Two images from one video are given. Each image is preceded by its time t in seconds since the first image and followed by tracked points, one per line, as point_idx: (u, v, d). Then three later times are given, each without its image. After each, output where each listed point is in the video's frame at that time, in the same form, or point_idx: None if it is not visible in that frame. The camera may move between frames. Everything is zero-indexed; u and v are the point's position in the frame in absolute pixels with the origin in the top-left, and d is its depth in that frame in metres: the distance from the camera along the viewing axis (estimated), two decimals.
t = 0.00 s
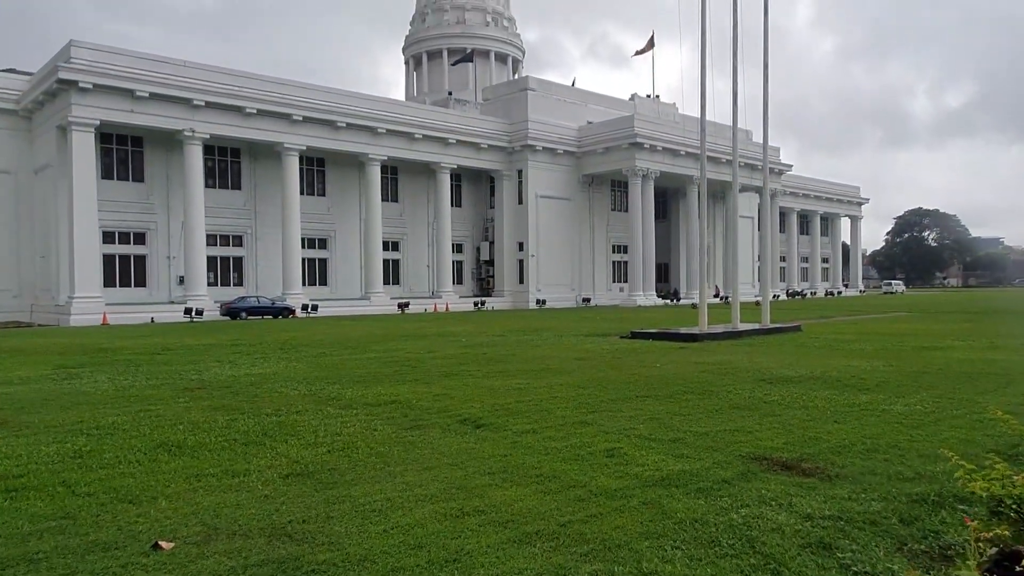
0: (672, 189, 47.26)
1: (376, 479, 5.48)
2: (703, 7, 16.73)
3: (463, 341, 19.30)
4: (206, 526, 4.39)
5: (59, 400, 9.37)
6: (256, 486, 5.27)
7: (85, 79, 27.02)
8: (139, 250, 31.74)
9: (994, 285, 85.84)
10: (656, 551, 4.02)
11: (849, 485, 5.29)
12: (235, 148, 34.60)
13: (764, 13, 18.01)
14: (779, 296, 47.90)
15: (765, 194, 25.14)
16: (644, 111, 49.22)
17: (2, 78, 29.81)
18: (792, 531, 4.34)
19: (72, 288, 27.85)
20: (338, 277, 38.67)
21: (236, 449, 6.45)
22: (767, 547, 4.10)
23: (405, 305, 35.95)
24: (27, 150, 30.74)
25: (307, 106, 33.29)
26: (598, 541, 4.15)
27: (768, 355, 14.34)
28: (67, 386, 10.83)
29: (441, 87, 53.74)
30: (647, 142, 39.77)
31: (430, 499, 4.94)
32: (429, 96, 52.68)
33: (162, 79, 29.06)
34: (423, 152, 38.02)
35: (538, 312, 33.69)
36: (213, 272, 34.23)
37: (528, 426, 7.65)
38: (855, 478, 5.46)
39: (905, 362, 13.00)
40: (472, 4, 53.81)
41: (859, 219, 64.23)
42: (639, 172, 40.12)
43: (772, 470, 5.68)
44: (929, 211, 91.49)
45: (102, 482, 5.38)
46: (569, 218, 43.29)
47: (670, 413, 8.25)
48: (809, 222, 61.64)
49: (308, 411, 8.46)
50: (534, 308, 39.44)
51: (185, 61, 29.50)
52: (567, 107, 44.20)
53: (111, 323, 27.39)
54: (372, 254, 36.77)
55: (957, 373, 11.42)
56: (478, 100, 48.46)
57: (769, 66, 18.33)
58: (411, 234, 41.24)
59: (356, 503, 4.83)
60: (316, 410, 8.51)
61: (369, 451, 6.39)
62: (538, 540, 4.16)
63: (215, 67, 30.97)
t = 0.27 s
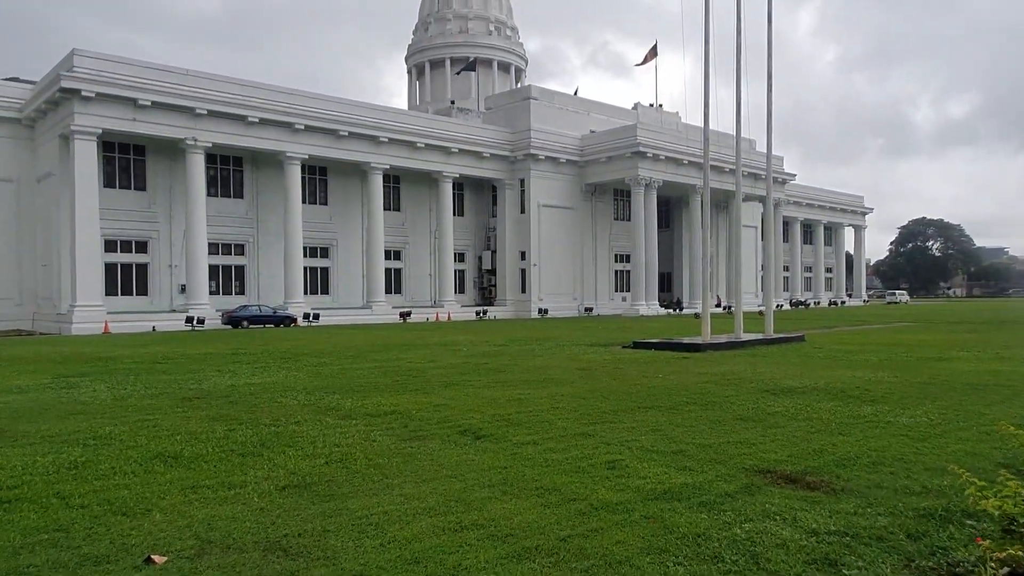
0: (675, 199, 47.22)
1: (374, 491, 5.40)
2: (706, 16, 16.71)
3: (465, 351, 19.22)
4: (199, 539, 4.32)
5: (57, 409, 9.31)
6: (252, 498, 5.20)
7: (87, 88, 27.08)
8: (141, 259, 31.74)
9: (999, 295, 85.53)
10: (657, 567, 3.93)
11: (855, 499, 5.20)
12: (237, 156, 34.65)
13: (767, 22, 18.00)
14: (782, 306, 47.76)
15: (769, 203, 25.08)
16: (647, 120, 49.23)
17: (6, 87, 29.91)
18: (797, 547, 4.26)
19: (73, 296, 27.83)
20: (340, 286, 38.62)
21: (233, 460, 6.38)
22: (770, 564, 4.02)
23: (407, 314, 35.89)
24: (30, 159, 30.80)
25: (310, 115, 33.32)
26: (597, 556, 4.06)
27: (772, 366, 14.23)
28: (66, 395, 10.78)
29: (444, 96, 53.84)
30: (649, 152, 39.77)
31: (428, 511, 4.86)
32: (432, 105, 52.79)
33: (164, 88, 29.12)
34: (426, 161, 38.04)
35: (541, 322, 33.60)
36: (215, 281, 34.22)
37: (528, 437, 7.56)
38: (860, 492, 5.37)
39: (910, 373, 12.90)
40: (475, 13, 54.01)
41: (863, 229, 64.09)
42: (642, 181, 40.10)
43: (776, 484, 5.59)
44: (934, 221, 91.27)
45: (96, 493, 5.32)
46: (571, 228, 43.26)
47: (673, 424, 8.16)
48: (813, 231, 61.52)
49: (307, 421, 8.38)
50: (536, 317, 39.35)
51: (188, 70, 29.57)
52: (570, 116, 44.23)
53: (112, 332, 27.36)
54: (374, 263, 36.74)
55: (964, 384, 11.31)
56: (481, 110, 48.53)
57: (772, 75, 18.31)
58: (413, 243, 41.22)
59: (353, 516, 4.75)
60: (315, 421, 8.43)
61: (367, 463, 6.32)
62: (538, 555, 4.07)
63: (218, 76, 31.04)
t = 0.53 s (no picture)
0: (678, 209, 47.19)
1: (373, 506, 5.32)
2: (710, 27, 16.73)
3: (467, 361, 19.14)
4: (193, 559, 4.24)
5: (56, 421, 9.23)
6: (248, 513, 5.12)
7: (91, 98, 27.16)
8: (143, 268, 31.72)
9: (1004, 305, 85.30)
10: None
11: (863, 516, 5.10)
12: (241, 166, 34.71)
13: (771, 33, 18.03)
14: (786, 316, 47.61)
15: (773, 214, 25.05)
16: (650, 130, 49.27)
17: (10, 97, 30.01)
18: (804, 566, 4.16)
19: (76, 306, 27.80)
20: (343, 296, 38.58)
21: (230, 473, 6.30)
22: None
23: (410, 323, 35.82)
24: (33, 168, 30.85)
25: (313, 125, 33.36)
26: None
27: (775, 377, 14.12)
28: (63, 406, 10.69)
29: (447, 106, 53.92)
30: (653, 162, 39.78)
31: (428, 527, 4.78)
32: (436, 116, 52.90)
33: (167, 98, 29.18)
34: (429, 171, 38.05)
35: (544, 332, 33.50)
36: (218, 291, 34.18)
37: (530, 451, 7.48)
38: (868, 509, 5.27)
39: (916, 385, 12.81)
40: (479, 24, 54.21)
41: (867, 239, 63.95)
42: (645, 191, 40.08)
43: (782, 499, 5.49)
44: (937, 231, 91.03)
45: (89, 508, 5.24)
46: (574, 238, 43.21)
47: (676, 438, 8.05)
48: (817, 241, 61.40)
49: (306, 433, 8.30)
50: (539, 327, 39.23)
51: (191, 81, 29.67)
52: (573, 126, 44.29)
53: (114, 341, 27.32)
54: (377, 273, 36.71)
55: (972, 396, 11.18)
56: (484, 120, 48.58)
57: (776, 86, 18.32)
58: (416, 253, 41.18)
59: (351, 532, 4.67)
60: (313, 433, 8.35)
61: (366, 477, 6.22)
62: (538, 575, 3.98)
63: (221, 87, 31.13)
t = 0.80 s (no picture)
0: (679, 220, 47.16)
1: (370, 522, 5.24)
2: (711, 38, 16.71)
3: (467, 373, 19.03)
4: None
5: (52, 433, 9.12)
6: (244, 529, 5.04)
7: (94, 109, 27.21)
8: (144, 279, 31.68)
9: (1005, 316, 85.04)
10: None
11: (868, 532, 5.02)
12: (242, 177, 34.74)
13: (772, 45, 18.02)
14: (787, 327, 47.49)
15: (774, 225, 24.97)
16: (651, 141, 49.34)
17: (13, 109, 30.07)
18: None
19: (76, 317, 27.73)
20: (344, 307, 38.52)
21: (227, 488, 6.22)
22: None
23: (410, 334, 35.74)
24: (35, 180, 30.89)
25: (314, 137, 33.40)
26: None
27: (778, 389, 14.03)
28: (61, 418, 10.61)
29: (449, 117, 54.03)
30: (654, 173, 39.80)
31: (426, 544, 4.71)
32: (437, 127, 52.97)
33: (170, 110, 29.23)
34: (430, 182, 38.07)
35: (545, 343, 33.40)
36: (218, 301, 34.13)
37: (530, 464, 7.39)
38: (873, 525, 5.19)
39: (919, 397, 12.71)
40: (481, 36, 54.37)
41: (867, 250, 63.90)
42: (646, 202, 40.08)
43: (785, 515, 5.41)
44: (938, 241, 90.91)
45: (84, 525, 5.16)
46: (575, 249, 43.17)
47: (678, 451, 7.98)
48: (818, 252, 61.33)
49: (304, 447, 8.22)
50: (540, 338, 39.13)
51: (194, 92, 29.74)
52: (574, 138, 44.33)
53: (115, 353, 27.24)
54: (377, 284, 36.65)
55: (976, 409, 11.09)
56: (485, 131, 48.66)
57: (777, 97, 18.30)
58: (417, 263, 41.15)
59: (347, 549, 4.60)
60: (312, 446, 8.27)
61: (364, 491, 6.15)
62: None
63: (223, 98, 31.18)
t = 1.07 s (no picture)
0: (679, 230, 47.16)
1: (366, 537, 5.19)
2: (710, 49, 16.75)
3: (468, 384, 18.94)
4: None
5: (49, 447, 9.04)
6: (239, 545, 4.99)
7: (95, 122, 27.27)
8: (145, 291, 31.65)
9: (1006, 325, 84.93)
10: None
11: (869, 548, 4.96)
12: (243, 190, 34.79)
13: (770, 57, 18.09)
14: (787, 337, 47.42)
15: (773, 236, 24.92)
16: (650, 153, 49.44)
17: (15, 122, 30.14)
18: None
19: (76, 330, 27.67)
20: (344, 318, 38.47)
21: (224, 503, 6.17)
22: None
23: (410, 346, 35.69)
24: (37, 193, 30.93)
25: (315, 149, 33.46)
26: None
27: (778, 401, 13.98)
28: (60, 431, 10.55)
29: (449, 129, 54.16)
30: (653, 184, 39.85)
31: (422, 560, 4.66)
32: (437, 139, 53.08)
33: (171, 122, 29.29)
34: (430, 193, 38.12)
35: (544, 354, 33.36)
36: (218, 313, 34.09)
37: (529, 478, 7.34)
38: (875, 540, 5.14)
39: (920, 408, 12.65)
40: (481, 49, 54.57)
41: (867, 260, 63.91)
42: (645, 213, 40.12)
43: (786, 529, 5.36)
44: (938, 251, 90.88)
45: (78, 541, 5.10)
46: (575, 260, 43.17)
47: (678, 464, 7.92)
48: (817, 262, 61.33)
49: (302, 460, 8.17)
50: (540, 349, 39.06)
51: (195, 105, 29.82)
52: (574, 149, 44.42)
53: (114, 365, 27.17)
54: (377, 296, 36.61)
55: (977, 421, 11.05)
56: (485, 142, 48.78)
57: (775, 109, 18.35)
58: (417, 275, 41.13)
59: (343, 566, 4.54)
60: (309, 460, 8.22)
61: (361, 506, 6.10)
62: None
63: (224, 111, 31.27)
